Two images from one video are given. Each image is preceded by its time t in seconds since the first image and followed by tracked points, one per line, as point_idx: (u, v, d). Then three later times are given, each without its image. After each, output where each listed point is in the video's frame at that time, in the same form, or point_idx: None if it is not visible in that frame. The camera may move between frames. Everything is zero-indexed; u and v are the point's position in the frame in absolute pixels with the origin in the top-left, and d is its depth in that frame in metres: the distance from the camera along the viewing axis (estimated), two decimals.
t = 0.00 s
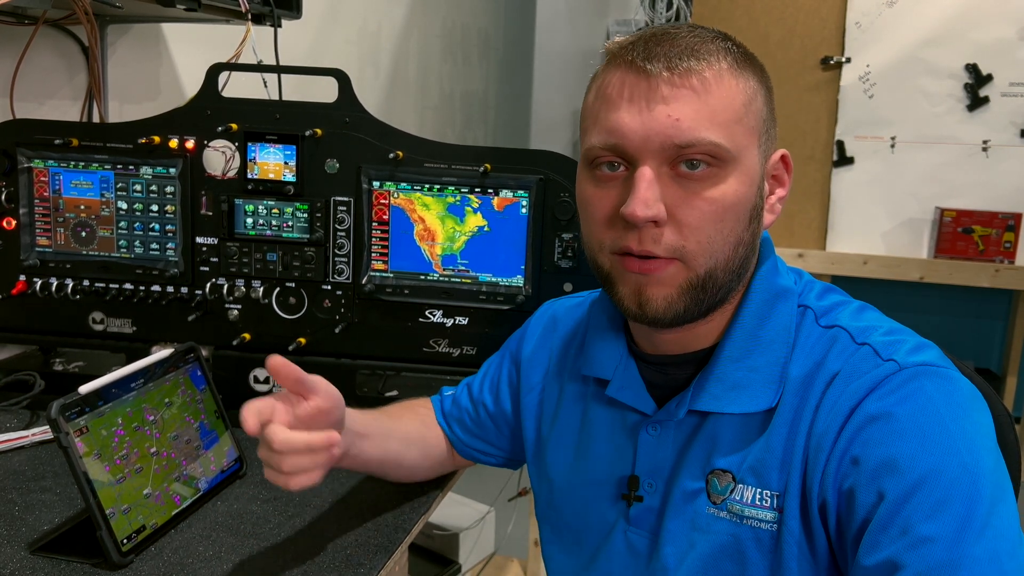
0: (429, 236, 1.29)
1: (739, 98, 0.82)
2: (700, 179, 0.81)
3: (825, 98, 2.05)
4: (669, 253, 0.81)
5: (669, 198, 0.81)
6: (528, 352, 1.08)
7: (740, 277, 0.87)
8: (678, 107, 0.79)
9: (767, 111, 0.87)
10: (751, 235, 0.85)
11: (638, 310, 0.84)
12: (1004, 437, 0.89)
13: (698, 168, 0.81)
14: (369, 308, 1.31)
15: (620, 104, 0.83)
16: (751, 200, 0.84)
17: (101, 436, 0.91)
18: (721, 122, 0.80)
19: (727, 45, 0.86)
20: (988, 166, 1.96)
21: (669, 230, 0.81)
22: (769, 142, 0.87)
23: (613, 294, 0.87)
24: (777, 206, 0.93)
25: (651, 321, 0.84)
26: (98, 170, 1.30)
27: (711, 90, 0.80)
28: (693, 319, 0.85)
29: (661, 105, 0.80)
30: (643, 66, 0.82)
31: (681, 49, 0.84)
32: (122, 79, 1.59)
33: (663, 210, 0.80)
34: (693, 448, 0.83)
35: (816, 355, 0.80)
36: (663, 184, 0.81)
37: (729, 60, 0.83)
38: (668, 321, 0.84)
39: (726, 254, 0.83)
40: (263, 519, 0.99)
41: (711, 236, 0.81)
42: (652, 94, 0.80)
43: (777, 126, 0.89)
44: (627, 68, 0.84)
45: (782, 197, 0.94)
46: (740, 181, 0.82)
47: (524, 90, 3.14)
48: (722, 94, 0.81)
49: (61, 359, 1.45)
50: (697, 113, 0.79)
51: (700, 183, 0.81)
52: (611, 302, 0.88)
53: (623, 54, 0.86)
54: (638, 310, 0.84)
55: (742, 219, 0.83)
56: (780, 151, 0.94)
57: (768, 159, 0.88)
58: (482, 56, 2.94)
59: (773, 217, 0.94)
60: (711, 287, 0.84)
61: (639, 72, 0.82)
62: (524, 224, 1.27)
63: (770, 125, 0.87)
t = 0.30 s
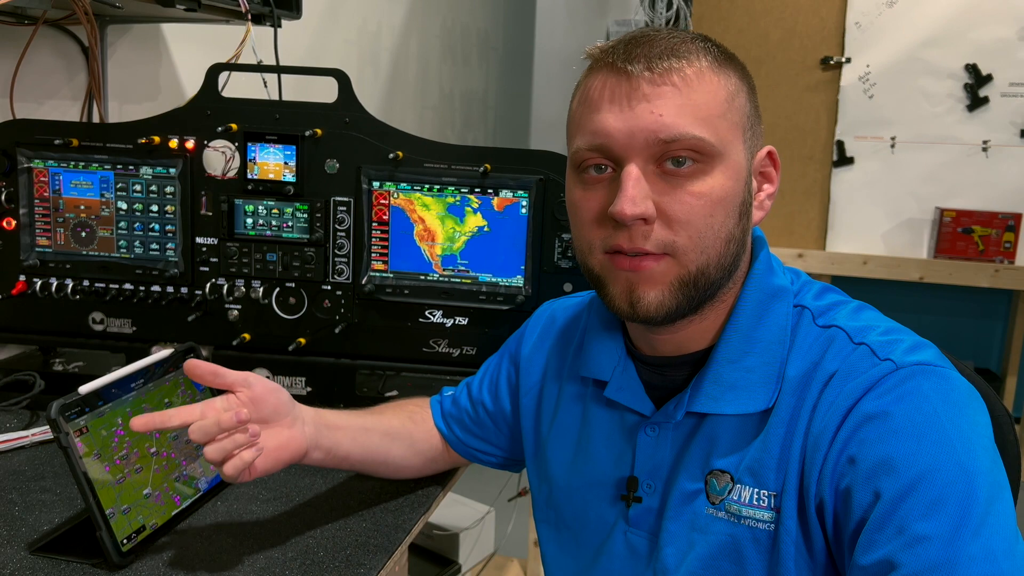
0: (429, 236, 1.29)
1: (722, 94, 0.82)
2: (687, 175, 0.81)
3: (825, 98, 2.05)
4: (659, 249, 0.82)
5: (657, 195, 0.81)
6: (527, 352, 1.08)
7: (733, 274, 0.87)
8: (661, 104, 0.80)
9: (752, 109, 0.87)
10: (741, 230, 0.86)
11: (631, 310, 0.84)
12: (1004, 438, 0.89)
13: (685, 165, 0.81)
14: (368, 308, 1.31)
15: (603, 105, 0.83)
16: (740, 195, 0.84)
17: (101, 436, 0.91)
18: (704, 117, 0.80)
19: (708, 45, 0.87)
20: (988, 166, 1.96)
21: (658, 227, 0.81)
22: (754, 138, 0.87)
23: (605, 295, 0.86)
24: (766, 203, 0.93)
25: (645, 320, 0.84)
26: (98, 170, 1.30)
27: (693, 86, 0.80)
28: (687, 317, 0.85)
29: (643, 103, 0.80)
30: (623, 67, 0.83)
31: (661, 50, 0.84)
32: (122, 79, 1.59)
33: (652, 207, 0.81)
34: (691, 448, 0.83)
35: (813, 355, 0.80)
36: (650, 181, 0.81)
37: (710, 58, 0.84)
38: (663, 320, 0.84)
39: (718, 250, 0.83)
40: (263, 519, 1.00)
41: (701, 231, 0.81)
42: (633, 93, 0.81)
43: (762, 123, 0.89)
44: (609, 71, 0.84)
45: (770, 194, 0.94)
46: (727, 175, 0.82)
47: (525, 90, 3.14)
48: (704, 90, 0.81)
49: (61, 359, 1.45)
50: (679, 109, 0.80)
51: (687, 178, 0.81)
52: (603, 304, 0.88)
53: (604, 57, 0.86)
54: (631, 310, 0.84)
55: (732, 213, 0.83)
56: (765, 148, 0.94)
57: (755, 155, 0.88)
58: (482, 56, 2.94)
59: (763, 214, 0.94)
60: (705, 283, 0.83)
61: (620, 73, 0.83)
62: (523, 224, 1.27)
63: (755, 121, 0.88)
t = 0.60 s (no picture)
0: (429, 236, 1.29)
1: (722, 96, 0.82)
2: (688, 177, 0.81)
3: (825, 98, 2.05)
4: (661, 252, 0.81)
5: (658, 198, 0.81)
6: (527, 353, 1.08)
7: (733, 275, 0.87)
8: (662, 107, 0.80)
9: (752, 110, 0.87)
10: (743, 232, 0.86)
11: (632, 313, 0.84)
12: (1004, 438, 0.89)
13: (686, 168, 0.81)
14: (368, 308, 1.31)
15: (603, 108, 0.83)
16: (740, 197, 0.84)
17: (101, 436, 0.91)
18: (705, 120, 0.80)
19: (708, 46, 0.87)
20: (988, 166, 1.96)
21: (660, 229, 0.81)
22: (755, 139, 0.87)
23: (606, 297, 0.86)
24: (766, 204, 0.93)
25: (646, 322, 0.84)
26: (98, 170, 1.30)
27: (693, 88, 0.81)
28: (688, 318, 0.85)
29: (644, 106, 0.80)
30: (624, 69, 0.82)
31: (661, 51, 0.84)
32: (122, 79, 1.59)
33: (653, 210, 0.81)
34: (692, 449, 0.84)
35: (814, 356, 0.80)
36: (651, 184, 0.81)
37: (709, 60, 0.84)
38: (664, 322, 0.84)
39: (719, 252, 0.83)
40: (263, 519, 1.00)
41: (703, 233, 0.82)
42: (634, 95, 0.81)
43: (763, 124, 0.89)
44: (608, 73, 0.84)
45: (770, 195, 0.94)
46: (728, 177, 0.82)
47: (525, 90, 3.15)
48: (704, 92, 0.81)
49: (61, 359, 1.45)
50: (680, 112, 0.80)
51: (688, 181, 0.81)
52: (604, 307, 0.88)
53: (604, 58, 0.86)
54: (633, 312, 0.84)
55: (732, 215, 0.83)
56: (765, 149, 0.95)
57: (755, 156, 0.88)
58: (482, 56, 2.94)
59: (764, 215, 0.94)
60: (706, 285, 0.84)
61: (620, 75, 0.83)
62: (523, 224, 1.27)
63: (755, 122, 0.88)
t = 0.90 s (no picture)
0: (429, 236, 1.29)
1: (735, 95, 0.82)
2: (700, 174, 0.81)
3: (825, 98, 2.05)
4: (671, 248, 0.81)
5: (670, 193, 0.81)
6: (524, 352, 1.08)
7: (738, 277, 0.87)
8: (676, 102, 0.80)
9: (762, 113, 0.87)
10: (750, 233, 0.86)
11: (639, 310, 0.84)
12: (1003, 438, 0.89)
13: (697, 164, 0.81)
14: (368, 308, 1.32)
15: (617, 100, 0.83)
16: (750, 198, 0.84)
17: (101, 436, 0.91)
18: (719, 118, 0.81)
19: (720, 47, 0.87)
20: (988, 166, 1.96)
21: (670, 225, 0.81)
22: (764, 142, 0.88)
23: (613, 293, 0.86)
24: (773, 209, 0.93)
25: (652, 319, 0.84)
26: (98, 170, 1.30)
27: (708, 85, 0.81)
28: (693, 318, 0.85)
29: (659, 99, 0.80)
30: (639, 62, 0.83)
31: (676, 49, 0.84)
32: (122, 80, 1.59)
33: (664, 204, 0.80)
34: (686, 446, 0.84)
35: (812, 354, 0.80)
36: (663, 178, 0.81)
37: (723, 60, 0.84)
38: (669, 320, 0.84)
39: (727, 252, 0.83)
40: (263, 519, 1.00)
41: (712, 232, 0.82)
42: (650, 88, 0.81)
43: (771, 130, 0.89)
44: (623, 66, 0.84)
45: (777, 201, 0.94)
46: (739, 177, 0.82)
47: (525, 91, 3.14)
48: (719, 90, 0.81)
49: (61, 360, 1.45)
50: (695, 107, 0.80)
51: (699, 178, 0.81)
52: (610, 304, 0.88)
53: (618, 53, 0.86)
54: (639, 309, 0.84)
55: (741, 216, 0.84)
56: (773, 155, 0.95)
57: (763, 162, 0.88)
58: (482, 56, 2.94)
59: (770, 219, 0.94)
60: (712, 285, 0.84)
61: (636, 69, 0.83)
62: (523, 224, 1.27)
63: (765, 126, 0.88)
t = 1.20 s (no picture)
0: (429, 236, 1.29)
1: (731, 97, 0.82)
2: (696, 176, 0.81)
3: (825, 98, 2.05)
4: (668, 251, 0.81)
5: (666, 195, 0.81)
6: (524, 353, 1.08)
7: (737, 278, 0.87)
8: (672, 104, 0.80)
9: (759, 114, 0.87)
10: (747, 235, 0.86)
11: (636, 312, 0.84)
12: (1003, 438, 0.89)
13: (694, 166, 0.81)
14: (368, 308, 1.32)
15: (613, 103, 0.83)
16: (746, 199, 0.84)
17: (101, 437, 0.91)
18: (715, 120, 0.81)
19: (717, 48, 0.87)
20: (988, 167, 1.96)
21: (667, 227, 0.81)
22: (761, 143, 0.88)
23: (611, 295, 0.86)
24: (770, 209, 0.94)
25: (650, 321, 0.84)
26: (98, 170, 1.30)
27: (704, 87, 0.81)
28: (691, 320, 0.85)
29: (655, 101, 0.80)
30: (635, 65, 0.83)
31: (672, 51, 0.84)
32: (122, 80, 1.59)
33: (660, 207, 0.81)
34: (686, 447, 0.84)
35: (812, 356, 0.80)
36: (659, 180, 0.81)
37: (719, 61, 0.84)
38: (667, 322, 0.84)
39: (724, 254, 0.83)
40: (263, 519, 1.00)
41: (709, 234, 0.82)
42: (646, 90, 0.81)
43: (768, 129, 0.89)
44: (619, 68, 0.84)
45: (774, 200, 0.94)
46: (735, 178, 0.82)
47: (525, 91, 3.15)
48: (715, 92, 0.81)
49: (61, 359, 1.45)
50: (691, 110, 0.80)
51: (696, 180, 0.81)
52: (608, 307, 0.88)
53: (614, 55, 0.86)
54: (637, 311, 0.84)
55: (738, 218, 0.83)
56: (770, 155, 0.95)
57: (760, 161, 0.88)
58: (482, 56, 2.94)
59: (767, 220, 0.94)
60: (710, 287, 0.84)
61: (631, 71, 0.83)
62: (523, 224, 1.27)
63: (762, 127, 0.88)
